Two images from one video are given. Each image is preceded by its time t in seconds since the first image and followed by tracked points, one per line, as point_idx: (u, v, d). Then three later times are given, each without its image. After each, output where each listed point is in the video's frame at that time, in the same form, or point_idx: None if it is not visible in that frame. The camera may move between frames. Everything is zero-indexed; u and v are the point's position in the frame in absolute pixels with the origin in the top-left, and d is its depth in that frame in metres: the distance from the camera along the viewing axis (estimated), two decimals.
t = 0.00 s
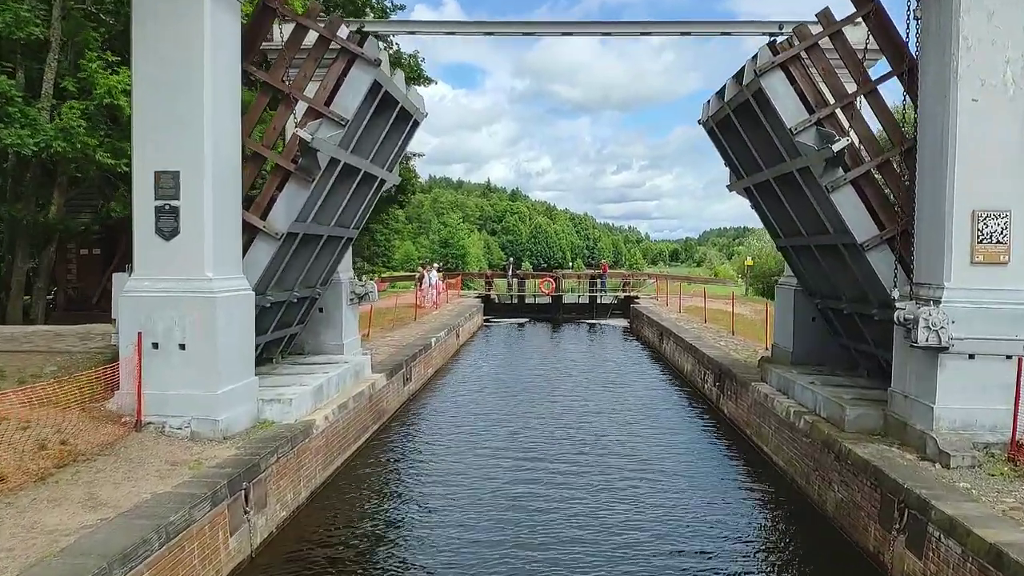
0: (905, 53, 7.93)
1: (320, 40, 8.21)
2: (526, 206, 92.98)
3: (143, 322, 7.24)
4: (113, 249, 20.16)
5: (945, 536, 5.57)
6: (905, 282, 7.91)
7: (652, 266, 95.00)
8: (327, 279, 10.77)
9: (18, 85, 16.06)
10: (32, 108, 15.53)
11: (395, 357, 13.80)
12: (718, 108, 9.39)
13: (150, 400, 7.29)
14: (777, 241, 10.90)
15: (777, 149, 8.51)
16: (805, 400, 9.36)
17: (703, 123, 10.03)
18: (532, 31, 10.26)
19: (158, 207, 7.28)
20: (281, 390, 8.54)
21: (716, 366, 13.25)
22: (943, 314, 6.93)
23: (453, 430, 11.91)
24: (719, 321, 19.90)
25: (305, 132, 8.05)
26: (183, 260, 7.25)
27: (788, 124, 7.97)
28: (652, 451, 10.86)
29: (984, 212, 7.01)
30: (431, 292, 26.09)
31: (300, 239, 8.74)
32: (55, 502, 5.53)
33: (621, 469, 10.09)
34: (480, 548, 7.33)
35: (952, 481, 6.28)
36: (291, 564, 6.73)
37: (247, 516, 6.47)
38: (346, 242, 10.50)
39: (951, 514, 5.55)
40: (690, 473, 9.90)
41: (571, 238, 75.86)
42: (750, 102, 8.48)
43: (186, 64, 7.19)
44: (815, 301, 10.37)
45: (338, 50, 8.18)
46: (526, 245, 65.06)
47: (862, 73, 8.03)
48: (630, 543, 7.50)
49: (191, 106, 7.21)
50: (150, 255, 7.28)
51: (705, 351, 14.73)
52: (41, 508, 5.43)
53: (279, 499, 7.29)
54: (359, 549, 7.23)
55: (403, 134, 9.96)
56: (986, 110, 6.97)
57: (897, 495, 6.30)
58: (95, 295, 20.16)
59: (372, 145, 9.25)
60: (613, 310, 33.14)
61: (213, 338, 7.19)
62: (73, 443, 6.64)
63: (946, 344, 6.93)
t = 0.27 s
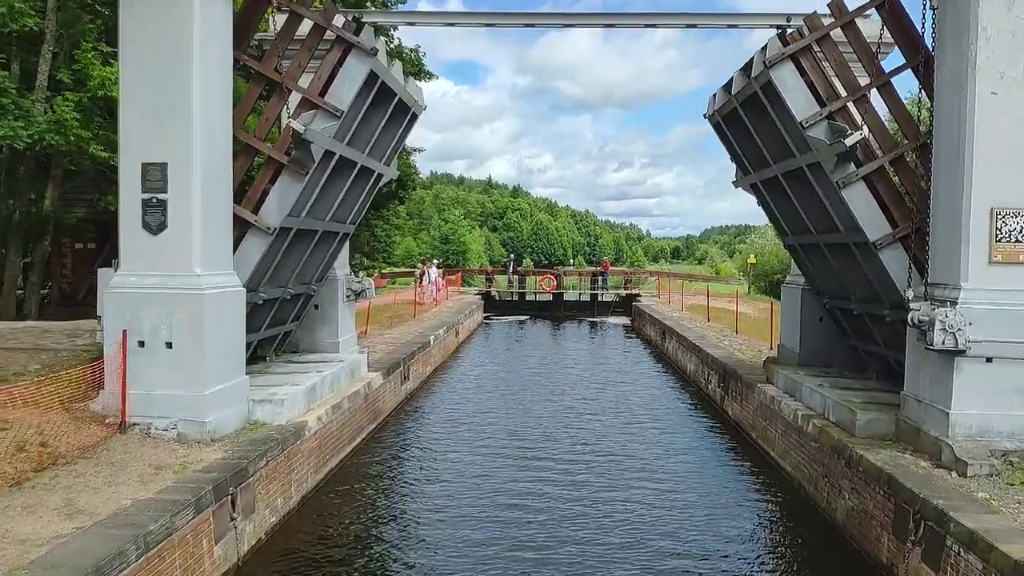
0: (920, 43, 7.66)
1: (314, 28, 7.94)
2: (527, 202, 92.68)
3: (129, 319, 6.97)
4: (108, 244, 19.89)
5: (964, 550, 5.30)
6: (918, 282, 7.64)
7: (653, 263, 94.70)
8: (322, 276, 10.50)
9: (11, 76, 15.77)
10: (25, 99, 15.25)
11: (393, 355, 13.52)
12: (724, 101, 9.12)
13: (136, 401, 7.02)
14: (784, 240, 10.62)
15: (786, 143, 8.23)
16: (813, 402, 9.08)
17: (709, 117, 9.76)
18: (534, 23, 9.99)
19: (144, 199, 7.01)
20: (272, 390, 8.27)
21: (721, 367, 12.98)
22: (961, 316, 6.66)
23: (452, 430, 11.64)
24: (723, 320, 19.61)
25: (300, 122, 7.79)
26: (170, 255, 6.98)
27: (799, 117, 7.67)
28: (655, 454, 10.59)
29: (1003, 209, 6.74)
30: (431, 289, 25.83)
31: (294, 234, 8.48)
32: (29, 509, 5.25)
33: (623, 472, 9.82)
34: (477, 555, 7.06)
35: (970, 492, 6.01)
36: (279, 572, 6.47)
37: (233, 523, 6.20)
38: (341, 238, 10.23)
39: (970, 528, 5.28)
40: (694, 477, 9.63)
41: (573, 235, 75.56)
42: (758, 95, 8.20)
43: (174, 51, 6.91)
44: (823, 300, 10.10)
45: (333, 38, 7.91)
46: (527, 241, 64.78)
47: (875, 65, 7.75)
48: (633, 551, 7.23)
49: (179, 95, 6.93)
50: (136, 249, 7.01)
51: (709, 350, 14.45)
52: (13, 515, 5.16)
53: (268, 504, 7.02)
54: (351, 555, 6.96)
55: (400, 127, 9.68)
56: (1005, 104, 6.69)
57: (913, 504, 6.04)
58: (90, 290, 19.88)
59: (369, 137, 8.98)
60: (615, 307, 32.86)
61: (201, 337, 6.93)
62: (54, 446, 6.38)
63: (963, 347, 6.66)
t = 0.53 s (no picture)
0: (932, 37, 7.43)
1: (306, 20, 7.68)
2: (527, 202, 92.40)
3: (111, 322, 6.71)
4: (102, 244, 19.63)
5: (985, 564, 5.03)
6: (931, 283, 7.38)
7: (653, 263, 94.44)
8: (316, 276, 10.23)
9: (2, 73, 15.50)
10: (16, 97, 14.97)
11: (390, 357, 13.26)
12: (729, 97, 8.88)
13: (119, 407, 6.76)
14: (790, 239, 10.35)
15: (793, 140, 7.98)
16: (821, 406, 8.82)
17: (713, 113, 9.50)
18: (532, 17, 9.72)
19: (128, 197, 6.75)
20: (263, 395, 8.01)
21: (724, 368, 12.71)
22: (977, 318, 6.39)
23: (450, 434, 11.37)
24: (725, 320, 19.34)
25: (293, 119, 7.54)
26: (154, 255, 6.72)
27: (806, 112, 7.41)
28: (657, 458, 10.33)
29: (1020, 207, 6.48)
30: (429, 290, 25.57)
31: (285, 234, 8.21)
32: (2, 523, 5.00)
33: (624, 476, 9.56)
34: (474, 566, 6.80)
35: (990, 502, 5.74)
36: None
37: (219, 535, 5.94)
38: (335, 237, 9.96)
39: (992, 541, 5.01)
40: (698, 482, 9.36)
41: (572, 235, 75.28)
42: (764, 90, 7.94)
43: (160, 44, 6.64)
44: (830, 301, 9.84)
45: (326, 31, 7.65)
46: (527, 241, 64.52)
47: (886, 58, 7.50)
48: (636, 561, 6.96)
49: (163, 89, 6.67)
50: (119, 249, 6.75)
51: (712, 351, 14.18)
52: None
53: (257, 514, 6.76)
54: (344, 567, 6.70)
55: (395, 124, 9.41)
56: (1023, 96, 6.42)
57: (929, 515, 5.77)
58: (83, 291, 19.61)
59: (363, 134, 8.71)
60: (615, 307, 32.59)
61: (187, 341, 6.67)
62: (32, 454, 6.12)
63: (979, 350, 6.40)
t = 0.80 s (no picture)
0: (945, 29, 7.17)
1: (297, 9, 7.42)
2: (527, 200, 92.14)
3: (92, 322, 6.46)
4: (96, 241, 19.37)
5: None
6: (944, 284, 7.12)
7: (653, 262, 94.20)
8: (309, 275, 9.97)
9: None
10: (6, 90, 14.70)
11: (386, 357, 13.01)
12: (734, 92, 8.63)
13: (100, 411, 6.51)
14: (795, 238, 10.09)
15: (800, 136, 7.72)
16: (827, 411, 8.56)
17: (717, 109, 9.25)
18: (531, 9, 9.46)
19: (111, 193, 6.49)
20: (252, 398, 7.75)
21: (727, 370, 12.45)
22: (993, 321, 6.13)
23: (446, 436, 11.12)
24: (727, 321, 19.07)
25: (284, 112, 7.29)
26: (138, 253, 6.46)
27: (815, 107, 7.15)
28: (658, 462, 10.08)
29: None
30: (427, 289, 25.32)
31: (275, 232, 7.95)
32: None
33: (625, 481, 9.31)
34: None
35: (1007, 513, 5.48)
36: None
37: (202, 546, 5.68)
38: (329, 236, 9.70)
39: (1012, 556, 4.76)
40: (701, 487, 9.11)
41: (572, 233, 75.02)
42: (771, 84, 7.68)
43: (144, 34, 6.38)
44: (837, 302, 9.58)
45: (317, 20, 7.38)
46: (526, 239, 64.26)
47: (897, 51, 7.25)
48: (638, 572, 6.71)
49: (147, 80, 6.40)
50: (102, 247, 6.50)
51: (714, 352, 13.91)
52: None
53: (243, 523, 6.49)
54: None
55: (390, 119, 9.14)
56: None
57: (944, 527, 5.52)
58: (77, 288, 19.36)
59: (356, 128, 8.44)
60: (615, 306, 32.33)
61: (170, 343, 6.41)
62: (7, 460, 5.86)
63: (995, 354, 6.14)
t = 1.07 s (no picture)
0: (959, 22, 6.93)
1: None
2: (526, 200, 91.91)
3: (71, 323, 6.20)
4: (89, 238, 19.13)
5: None
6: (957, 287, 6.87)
7: (652, 262, 93.99)
8: (301, 274, 9.72)
9: None
10: None
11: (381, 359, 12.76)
12: (739, 88, 8.38)
13: (78, 416, 6.26)
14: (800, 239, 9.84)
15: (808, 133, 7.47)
16: (833, 416, 8.31)
17: (722, 106, 9.00)
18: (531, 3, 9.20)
19: (91, 188, 6.23)
20: (239, 402, 7.50)
21: (729, 374, 12.21)
22: (1010, 326, 5.87)
23: (441, 440, 10.88)
24: (728, 323, 18.83)
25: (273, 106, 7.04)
26: (120, 250, 6.21)
27: (824, 102, 6.89)
28: (658, 467, 9.83)
29: None
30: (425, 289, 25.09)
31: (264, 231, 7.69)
32: None
33: (624, 487, 9.06)
34: None
35: None
36: None
37: (183, 558, 5.43)
38: (321, 234, 9.44)
39: None
40: (702, 494, 8.86)
41: (571, 233, 74.81)
42: (778, 79, 7.44)
43: (126, 23, 6.12)
44: (843, 305, 9.33)
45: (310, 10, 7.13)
46: (525, 239, 64.03)
47: (909, 46, 7.00)
48: None
49: (129, 70, 6.14)
50: (82, 244, 6.24)
51: (716, 355, 13.66)
52: None
53: (228, 532, 6.24)
54: None
55: (385, 114, 8.89)
56: None
57: (960, 541, 5.27)
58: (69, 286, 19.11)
59: (349, 124, 8.19)
60: (614, 307, 32.10)
61: (152, 345, 6.15)
62: None
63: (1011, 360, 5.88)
